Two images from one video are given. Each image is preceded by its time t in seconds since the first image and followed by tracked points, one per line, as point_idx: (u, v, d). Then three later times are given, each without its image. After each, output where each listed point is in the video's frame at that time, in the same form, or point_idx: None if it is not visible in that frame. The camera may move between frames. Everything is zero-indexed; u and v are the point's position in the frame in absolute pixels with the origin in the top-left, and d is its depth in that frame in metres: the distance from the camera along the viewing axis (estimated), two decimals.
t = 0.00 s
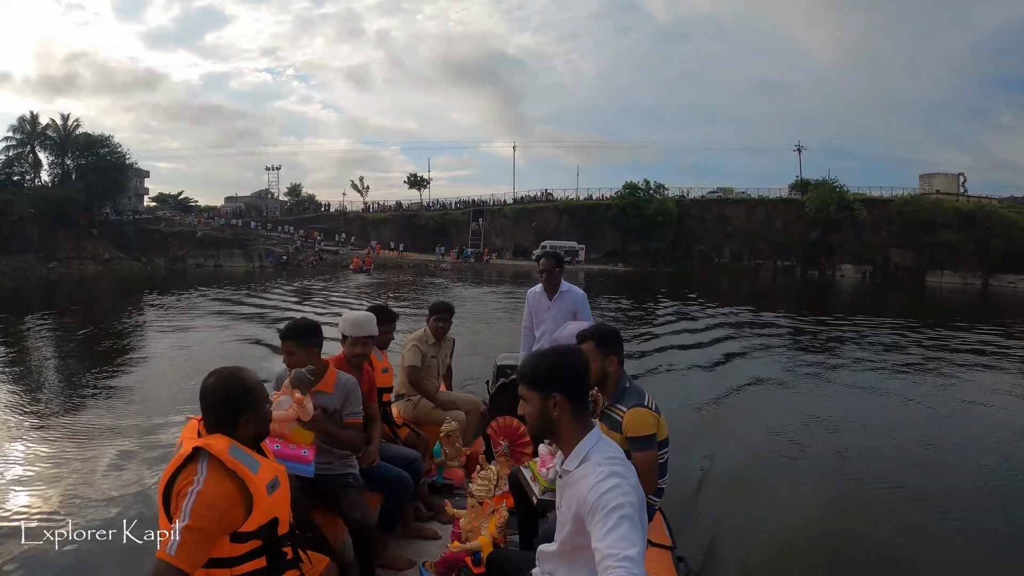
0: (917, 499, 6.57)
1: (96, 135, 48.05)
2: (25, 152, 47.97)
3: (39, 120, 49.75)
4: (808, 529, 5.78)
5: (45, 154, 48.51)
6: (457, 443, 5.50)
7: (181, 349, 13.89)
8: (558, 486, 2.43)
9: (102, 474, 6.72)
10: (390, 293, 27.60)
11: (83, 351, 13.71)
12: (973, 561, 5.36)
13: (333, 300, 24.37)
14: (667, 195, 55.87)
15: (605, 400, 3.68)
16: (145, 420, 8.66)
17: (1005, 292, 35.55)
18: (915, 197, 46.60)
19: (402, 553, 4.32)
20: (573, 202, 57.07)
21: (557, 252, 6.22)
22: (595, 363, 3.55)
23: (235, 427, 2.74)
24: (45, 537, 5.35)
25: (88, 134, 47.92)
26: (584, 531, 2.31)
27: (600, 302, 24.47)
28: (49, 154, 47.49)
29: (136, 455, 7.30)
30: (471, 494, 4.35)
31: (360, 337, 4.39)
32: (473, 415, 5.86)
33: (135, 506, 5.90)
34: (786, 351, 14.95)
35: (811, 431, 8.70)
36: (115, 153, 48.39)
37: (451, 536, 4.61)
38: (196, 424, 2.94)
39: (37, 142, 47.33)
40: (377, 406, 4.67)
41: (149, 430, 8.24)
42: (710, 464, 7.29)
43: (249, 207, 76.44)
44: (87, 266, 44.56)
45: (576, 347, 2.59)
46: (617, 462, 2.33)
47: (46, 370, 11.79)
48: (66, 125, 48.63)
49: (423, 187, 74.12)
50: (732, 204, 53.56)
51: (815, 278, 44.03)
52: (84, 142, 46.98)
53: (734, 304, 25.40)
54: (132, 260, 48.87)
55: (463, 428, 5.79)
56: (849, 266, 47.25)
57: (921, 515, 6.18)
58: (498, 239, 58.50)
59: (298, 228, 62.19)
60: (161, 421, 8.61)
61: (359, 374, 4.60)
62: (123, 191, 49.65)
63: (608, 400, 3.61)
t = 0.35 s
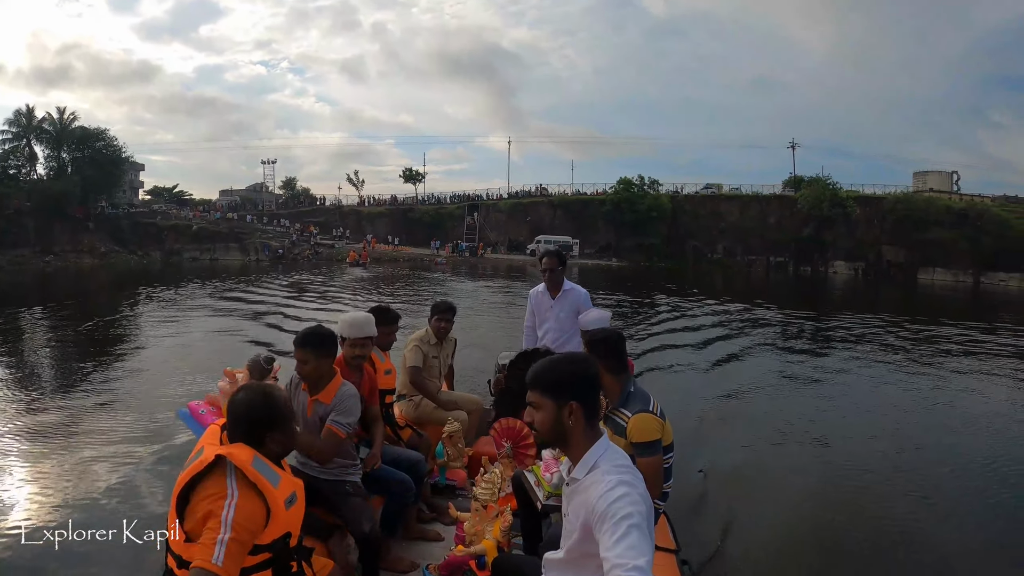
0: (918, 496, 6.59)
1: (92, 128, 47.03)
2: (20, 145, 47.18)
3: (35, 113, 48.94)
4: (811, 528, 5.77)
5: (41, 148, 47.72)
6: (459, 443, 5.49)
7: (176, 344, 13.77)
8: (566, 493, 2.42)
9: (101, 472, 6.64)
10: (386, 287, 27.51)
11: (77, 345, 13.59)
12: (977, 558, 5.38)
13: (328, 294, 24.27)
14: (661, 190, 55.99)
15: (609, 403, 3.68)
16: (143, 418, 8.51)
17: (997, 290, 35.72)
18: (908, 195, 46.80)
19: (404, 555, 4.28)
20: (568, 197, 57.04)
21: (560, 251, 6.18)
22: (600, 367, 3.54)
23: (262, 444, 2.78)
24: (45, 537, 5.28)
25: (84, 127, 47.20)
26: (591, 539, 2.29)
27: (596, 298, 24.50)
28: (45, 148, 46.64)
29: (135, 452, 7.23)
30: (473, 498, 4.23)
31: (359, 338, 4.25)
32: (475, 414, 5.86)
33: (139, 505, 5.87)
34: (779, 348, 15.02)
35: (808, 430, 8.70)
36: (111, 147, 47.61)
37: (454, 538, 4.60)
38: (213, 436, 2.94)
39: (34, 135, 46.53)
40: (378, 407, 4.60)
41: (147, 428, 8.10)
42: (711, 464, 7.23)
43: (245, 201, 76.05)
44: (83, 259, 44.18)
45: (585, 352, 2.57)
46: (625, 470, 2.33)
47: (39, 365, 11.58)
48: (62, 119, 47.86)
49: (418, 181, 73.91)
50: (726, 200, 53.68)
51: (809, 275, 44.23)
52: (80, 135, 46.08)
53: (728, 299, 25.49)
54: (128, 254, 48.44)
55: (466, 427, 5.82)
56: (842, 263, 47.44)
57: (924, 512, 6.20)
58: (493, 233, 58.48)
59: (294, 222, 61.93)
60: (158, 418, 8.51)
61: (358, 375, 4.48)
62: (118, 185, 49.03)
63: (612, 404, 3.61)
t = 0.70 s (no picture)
0: (916, 504, 6.60)
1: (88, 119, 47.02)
2: (15, 136, 46.50)
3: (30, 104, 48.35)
4: (807, 530, 5.86)
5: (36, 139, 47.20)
6: (457, 442, 5.53)
7: (172, 336, 13.66)
8: (560, 501, 2.41)
9: (101, 469, 6.54)
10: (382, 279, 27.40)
11: (72, 337, 13.44)
12: (973, 563, 5.47)
13: (324, 287, 24.17)
14: (655, 185, 56.10)
15: (605, 407, 3.63)
16: (136, 414, 8.32)
17: (986, 288, 35.92)
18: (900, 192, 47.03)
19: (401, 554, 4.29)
20: (562, 190, 57.03)
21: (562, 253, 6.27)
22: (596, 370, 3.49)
23: (304, 437, 2.70)
24: (45, 537, 5.18)
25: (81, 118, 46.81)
26: (588, 548, 2.27)
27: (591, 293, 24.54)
28: (40, 139, 46.18)
29: (132, 447, 7.14)
30: (470, 500, 4.31)
31: (357, 337, 4.09)
32: (474, 412, 5.96)
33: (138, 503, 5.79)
34: (771, 345, 15.12)
35: (808, 433, 8.70)
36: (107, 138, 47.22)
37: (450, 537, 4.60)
38: (253, 416, 2.74)
39: (29, 126, 45.99)
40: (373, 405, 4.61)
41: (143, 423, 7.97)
42: (709, 465, 7.30)
43: (240, 192, 75.72)
44: (78, 250, 43.80)
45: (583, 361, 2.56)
46: (621, 478, 2.33)
47: (32, 358, 11.41)
48: (58, 110, 47.25)
49: (413, 174, 73.69)
50: (719, 195, 53.85)
51: (800, 270, 44.45)
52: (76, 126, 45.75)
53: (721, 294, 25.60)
54: (124, 245, 48.04)
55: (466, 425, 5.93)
56: (834, 259, 47.63)
57: (925, 521, 6.21)
58: (487, 227, 58.45)
59: (288, 214, 61.67)
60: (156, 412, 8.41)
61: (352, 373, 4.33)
62: (114, 176, 48.62)
63: (608, 408, 3.55)
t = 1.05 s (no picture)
0: (913, 504, 6.62)
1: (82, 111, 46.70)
2: (9, 128, 45.99)
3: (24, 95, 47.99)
4: (801, 525, 5.97)
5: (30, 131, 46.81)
6: (455, 436, 5.47)
7: (167, 329, 13.56)
8: (557, 497, 2.43)
9: (102, 465, 6.42)
10: (377, 272, 27.28)
11: (66, 329, 13.34)
12: (964, 559, 5.59)
13: (318, 279, 24.04)
14: (647, 180, 56.27)
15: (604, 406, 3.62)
16: (130, 405, 8.30)
17: (975, 286, 36.16)
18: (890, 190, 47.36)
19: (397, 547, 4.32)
20: (554, 184, 57.06)
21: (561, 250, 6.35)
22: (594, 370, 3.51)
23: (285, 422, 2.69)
24: (45, 536, 5.06)
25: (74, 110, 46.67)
26: (584, 547, 2.28)
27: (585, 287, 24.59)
28: (34, 132, 45.86)
29: (131, 442, 7.04)
30: (469, 495, 4.22)
31: (359, 330, 4.05)
32: (472, 406, 5.95)
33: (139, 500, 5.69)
34: (763, 340, 15.31)
35: (808, 432, 8.71)
36: (100, 129, 46.97)
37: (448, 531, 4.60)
38: (231, 411, 2.72)
39: (23, 118, 45.70)
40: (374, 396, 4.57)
41: (142, 417, 7.88)
42: (706, 459, 7.43)
43: (234, 184, 75.30)
44: (72, 242, 43.32)
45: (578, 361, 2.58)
46: (619, 477, 2.32)
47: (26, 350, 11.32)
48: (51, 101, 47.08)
49: (407, 168, 73.45)
50: (710, 191, 54.03)
51: (790, 266, 44.74)
52: (69, 117, 45.50)
53: (714, 290, 25.73)
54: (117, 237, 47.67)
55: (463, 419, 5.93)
56: (825, 256, 47.89)
57: (925, 522, 6.21)
58: (479, 220, 58.42)
59: (281, 207, 61.38)
60: (154, 406, 8.32)
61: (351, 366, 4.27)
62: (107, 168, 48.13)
63: (607, 407, 3.55)
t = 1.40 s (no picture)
0: (908, 499, 6.68)
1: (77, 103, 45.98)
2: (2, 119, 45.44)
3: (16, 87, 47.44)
4: (800, 522, 6.01)
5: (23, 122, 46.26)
6: (455, 432, 5.49)
7: (160, 322, 13.44)
8: (562, 499, 2.41)
9: (100, 462, 6.31)
10: (370, 265, 27.20)
11: (57, 322, 13.19)
12: (960, 552, 5.66)
13: (312, 272, 23.94)
14: (640, 174, 56.36)
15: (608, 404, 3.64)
16: (126, 398, 8.25)
17: (964, 282, 36.48)
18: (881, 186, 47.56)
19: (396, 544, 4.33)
20: (548, 177, 57.05)
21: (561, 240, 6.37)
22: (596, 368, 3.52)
23: (250, 431, 2.42)
24: (45, 536, 4.96)
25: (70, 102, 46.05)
26: (591, 547, 2.27)
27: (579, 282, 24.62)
28: (28, 124, 45.53)
29: (131, 438, 6.96)
30: (471, 492, 4.13)
31: (358, 326, 4.02)
32: (471, 401, 5.94)
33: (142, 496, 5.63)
34: (759, 336, 15.38)
35: (805, 429, 8.73)
36: (95, 122, 46.32)
37: (448, 527, 4.63)
38: (197, 431, 2.54)
39: (17, 110, 45.22)
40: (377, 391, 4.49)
41: (141, 412, 7.81)
42: (704, 456, 7.47)
43: (227, 176, 74.88)
44: (66, 234, 42.89)
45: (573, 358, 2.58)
46: (624, 477, 2.31)
47: (18, 343, 11.20)
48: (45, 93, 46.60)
49: (400, 161, 73.17)
50: (703, 185, 54.17)
51: (782, 261, 44.98)
52: (64, 109, 44.90)
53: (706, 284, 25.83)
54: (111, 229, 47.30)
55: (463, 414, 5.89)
56: (815, 250, 48.17)
57: (921, 518, 6.24)
58: (473, 213, 58.31)
59: (274, 199, 61.03)
60: (151, 401, 8.22)
61: (353, 363, 4.22)
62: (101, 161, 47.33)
63: (610, 405, 3.57)
